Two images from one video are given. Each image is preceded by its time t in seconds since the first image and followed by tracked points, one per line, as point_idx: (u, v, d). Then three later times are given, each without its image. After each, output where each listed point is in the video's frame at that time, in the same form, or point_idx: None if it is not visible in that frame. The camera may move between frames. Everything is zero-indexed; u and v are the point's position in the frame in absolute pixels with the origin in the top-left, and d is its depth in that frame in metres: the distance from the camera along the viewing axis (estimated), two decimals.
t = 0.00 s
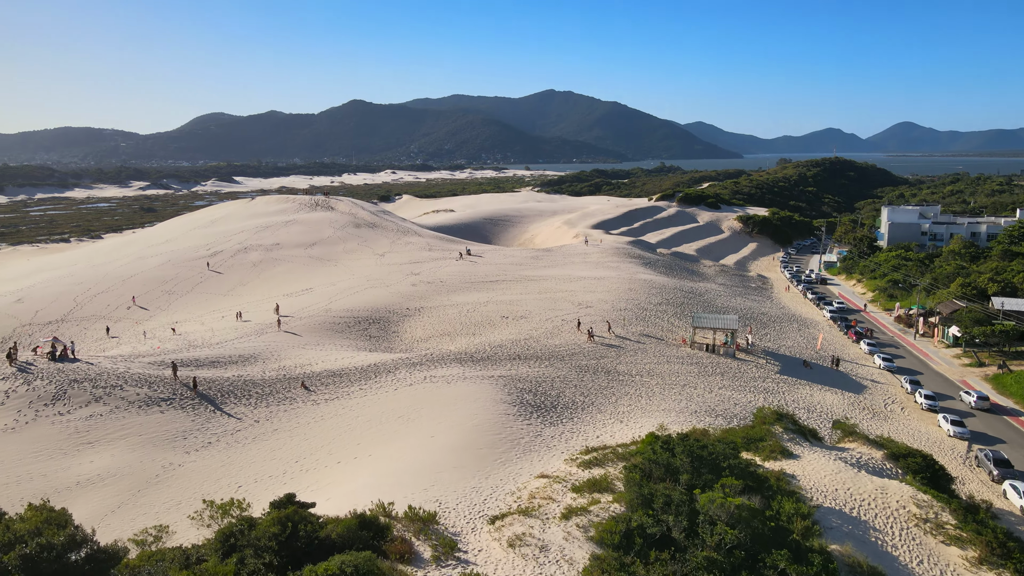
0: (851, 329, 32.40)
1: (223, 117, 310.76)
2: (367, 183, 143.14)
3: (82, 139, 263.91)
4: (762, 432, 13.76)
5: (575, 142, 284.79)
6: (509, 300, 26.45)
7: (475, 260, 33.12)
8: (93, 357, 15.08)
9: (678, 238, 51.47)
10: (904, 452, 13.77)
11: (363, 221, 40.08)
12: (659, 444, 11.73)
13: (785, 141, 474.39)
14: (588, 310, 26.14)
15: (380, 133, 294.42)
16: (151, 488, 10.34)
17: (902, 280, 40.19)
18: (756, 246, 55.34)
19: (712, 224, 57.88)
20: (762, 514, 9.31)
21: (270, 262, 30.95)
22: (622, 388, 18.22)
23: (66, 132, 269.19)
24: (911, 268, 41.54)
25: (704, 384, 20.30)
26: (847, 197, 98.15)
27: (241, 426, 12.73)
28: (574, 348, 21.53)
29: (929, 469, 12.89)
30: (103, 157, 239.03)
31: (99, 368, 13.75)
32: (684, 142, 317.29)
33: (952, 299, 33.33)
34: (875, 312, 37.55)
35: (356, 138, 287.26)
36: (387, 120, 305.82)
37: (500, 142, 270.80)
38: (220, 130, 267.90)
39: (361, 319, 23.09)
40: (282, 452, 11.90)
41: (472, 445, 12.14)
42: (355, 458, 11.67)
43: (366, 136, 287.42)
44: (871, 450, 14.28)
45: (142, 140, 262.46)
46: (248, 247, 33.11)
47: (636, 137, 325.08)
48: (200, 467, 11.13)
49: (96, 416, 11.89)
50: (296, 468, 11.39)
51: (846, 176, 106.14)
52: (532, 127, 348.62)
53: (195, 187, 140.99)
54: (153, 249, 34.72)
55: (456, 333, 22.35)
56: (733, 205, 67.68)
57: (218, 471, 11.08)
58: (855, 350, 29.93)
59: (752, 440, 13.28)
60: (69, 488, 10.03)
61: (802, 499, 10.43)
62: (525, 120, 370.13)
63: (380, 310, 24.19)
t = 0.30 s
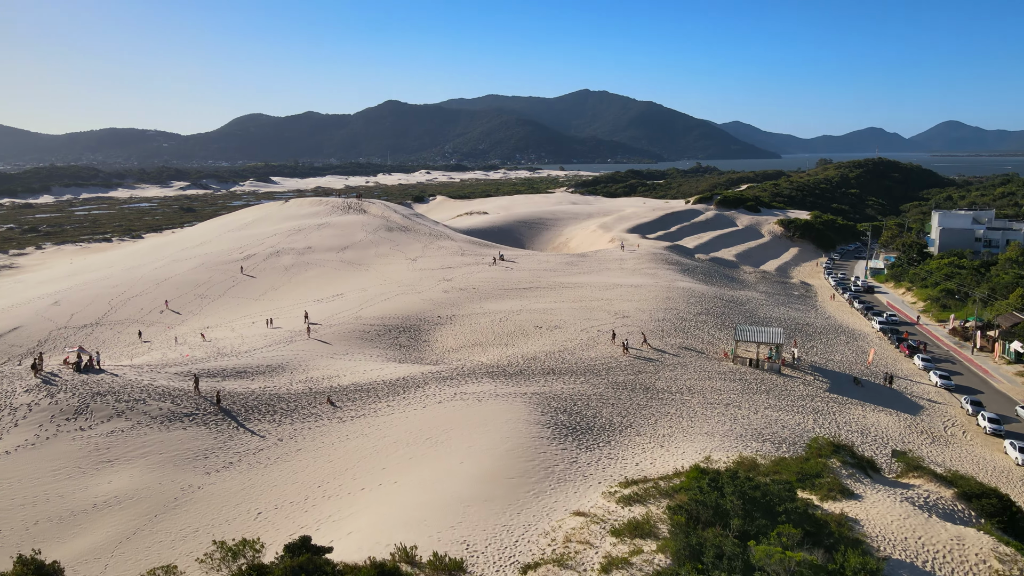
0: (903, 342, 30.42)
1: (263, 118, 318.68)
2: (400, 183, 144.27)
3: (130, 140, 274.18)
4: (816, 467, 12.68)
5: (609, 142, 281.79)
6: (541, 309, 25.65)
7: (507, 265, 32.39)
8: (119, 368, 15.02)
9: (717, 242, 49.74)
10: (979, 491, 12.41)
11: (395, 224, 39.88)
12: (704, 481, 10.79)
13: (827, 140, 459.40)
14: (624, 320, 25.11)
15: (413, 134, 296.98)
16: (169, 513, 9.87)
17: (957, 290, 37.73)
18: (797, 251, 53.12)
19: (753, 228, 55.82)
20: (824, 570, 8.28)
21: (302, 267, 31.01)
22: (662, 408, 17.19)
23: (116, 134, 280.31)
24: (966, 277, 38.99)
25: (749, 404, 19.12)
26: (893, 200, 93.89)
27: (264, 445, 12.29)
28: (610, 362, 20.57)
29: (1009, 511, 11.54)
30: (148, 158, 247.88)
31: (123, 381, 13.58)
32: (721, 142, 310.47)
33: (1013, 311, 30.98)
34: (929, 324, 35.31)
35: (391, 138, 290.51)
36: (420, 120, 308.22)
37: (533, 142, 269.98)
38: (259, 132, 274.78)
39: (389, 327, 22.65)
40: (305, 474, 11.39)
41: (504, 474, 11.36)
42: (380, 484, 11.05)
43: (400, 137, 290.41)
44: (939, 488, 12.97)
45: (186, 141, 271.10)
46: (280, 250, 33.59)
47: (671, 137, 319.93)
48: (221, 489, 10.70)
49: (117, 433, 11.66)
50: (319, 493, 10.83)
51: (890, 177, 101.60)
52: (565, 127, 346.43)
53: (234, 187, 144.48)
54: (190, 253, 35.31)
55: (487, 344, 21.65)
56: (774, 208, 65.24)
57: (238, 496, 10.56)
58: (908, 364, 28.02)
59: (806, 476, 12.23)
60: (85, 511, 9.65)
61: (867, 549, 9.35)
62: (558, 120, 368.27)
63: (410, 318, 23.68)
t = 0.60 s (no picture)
0: (967, 358, 28.01)
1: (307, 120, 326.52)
2: (438, 185, 145.18)
3: (182, 141, 285.14)
4: (886, 511, 11.45)
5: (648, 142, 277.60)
6: (580, 318, 24.79)
7: (547, 272, 31.59)
8: (152, 379, 15.12)
9: (763, 247, 47.69)
10: None
11: (434, 228, 39.63)
12: (762, 526, 9.74)
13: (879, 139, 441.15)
14: (667, 332, 23.95)
15: (451, 134, 299.09)
16: (192, 540, 9.49)
17: None
18: (849, 258, 50.49)
19: (802, 232, 53.32)
20: None
21: (339, 272, 31.72)
22: (710, 431, 16.10)
23: (168, 136, 291.83)
24: None
25: (805, 428, 17.83)
26: (951, 204, 88.75)
27: (293, 465, 11.87)
28: (651, 379, 19.52)
29: None
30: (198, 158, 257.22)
31: (154, 395, 13.58)
32: (765, 142, 301.72)
33: None
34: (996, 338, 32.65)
35: (429, 138, 293.13)
36: (459, 121, 310.08)
37: (570, 142, 268.18)
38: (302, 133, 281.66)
39: (425, 337, 22.33)
40: (333, 500, 10.86)
41: (542, 506, 10.58)
42: (410, 514, 10.41)
43: (438, 137, 292.87)
44: None
45: (233, 142, 280.09)
46: (318, 254, 34.50)
47: (712, 136, 313.06)
48: (248, 513, 10.29)
49: (144, 449, 11.51)
50: (348, 521, 10.27)
51: (945, 179, 96.11)
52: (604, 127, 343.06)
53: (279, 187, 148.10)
54: (233, 259, 36.09)
55: (524, 357, 20.91)
56: (823, 211, 62.36)
57: (264, 522, 10.12)
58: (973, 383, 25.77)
59: (875, 522, 11.02)
60: (106, 535, 9.36)
61: None
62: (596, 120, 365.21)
63: (447, 327, 23.33)
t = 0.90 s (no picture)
0: None
1: (347, 121, 332.55)
2: (475, 185, 145.36)
3: (229, 142, 294.43)
4: (966, 562, 10.25)
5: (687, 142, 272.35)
6: (621, 328, 23.89)
7: (589, 278, 30.74)
8: (182, 391, 15.05)
9: (812, 252, 45.51)
10: None
11: (472, 232, 39.24)
12: None
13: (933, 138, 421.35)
14: (713, 345, 22.69)
15: (488, 135, 299.94)
16: (213, 569, 9.06)
17: None
18: (904, 265, 47.71)
19: (854, 237, 50.64)
20: None
21: (376, 276, 32.62)
22: (762, 457, 14.98)
23: (216, 137, 301.43)
24: None
25: (864, 455, 16.28)
26: (1016, 208, 83.33)
27: (321, 487, 11.42)
28: (697, 396, 18.38)
29: None
30: (243, 159, 265.10)
31: (183, 409, 13.49)
32: (811, 142, 291.90)
33: None
34: None
35: (466, 138, 294.38)
36: (496, 121, 310.66)
37: (607, 142, 265.33)
38: (343, 135, 287.30)
39: (462, 346, 22.08)
40: (362, 527, 10.33)
41: (582, 544, 9.75)
42: (440, 547, 9.75)
43: (475, 138, 294.13)
44: None
45: (277, 143, 287.58)
46: (356, 258, 35.23)
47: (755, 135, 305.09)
48: (273, 539, 9.84)
49: (171, 466, 11.29)
50: (375, 551, 9.70)
51: (1008, 180, 90.38)
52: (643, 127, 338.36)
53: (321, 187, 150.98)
54: (272, 263, 36.62)
55: (563, 371, 20.10)
56: (876, 215, 59.32)
57: (289, 549, 9.63)
58: None
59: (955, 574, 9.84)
60: (127, 561, 9.03)
61: None
62: (634, 120, 360.76)
63: (485, 336, 23.05)
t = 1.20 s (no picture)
0: None
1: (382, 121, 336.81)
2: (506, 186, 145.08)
3: (268, 143, 301.28)
4: None
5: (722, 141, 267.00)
6: (658, 339, 22.93)
7: (626, 285, 29.76)
8: (207, 403, 14.94)
9: (858, 258, 43.43)
10: None
11: (506, 235, 38.66)
12: None
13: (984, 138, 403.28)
14: (757, 358, 21.38)
15: (520, 136, 299.78)
16: None
17: None
18: (958, 271, 45.04)
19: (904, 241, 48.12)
20: None
21: (409, 280, 32.41)
22: (815, 483, 13.76)
23: (254, 137, 308.54)
24: None
25: (925, 484, 14.48)
26: None
27: (344, 511, 11.02)
28: (742, 416, 17.12)
29: None
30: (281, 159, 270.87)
31: (206, 423, 13.41)
32: (853, 142, 282.70)
33: None
34: None
35: (498, 138, 294.53)
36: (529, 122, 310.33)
37: (640, 142, 262.00)
38: (377, 136, 291.18)
39: (495, 357, 21.62)
40: (385, 556, 9.77)
41: None
42: None
43: (507, 139, 294.31)
44: None
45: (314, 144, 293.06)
46: (389, 262, 35.08)
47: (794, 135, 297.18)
48: (289, 567, 9.40)
49: (190, 485, 11.20)
50: None
51: None
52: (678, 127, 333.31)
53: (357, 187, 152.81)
54: (305, 266, 36.76)
55: (600, 386, 19.28)
56: (927, 219, 56.45)
57: None
58: None
59: None
60: None
61: None
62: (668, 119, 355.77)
63: (519, 346, 22.59)
